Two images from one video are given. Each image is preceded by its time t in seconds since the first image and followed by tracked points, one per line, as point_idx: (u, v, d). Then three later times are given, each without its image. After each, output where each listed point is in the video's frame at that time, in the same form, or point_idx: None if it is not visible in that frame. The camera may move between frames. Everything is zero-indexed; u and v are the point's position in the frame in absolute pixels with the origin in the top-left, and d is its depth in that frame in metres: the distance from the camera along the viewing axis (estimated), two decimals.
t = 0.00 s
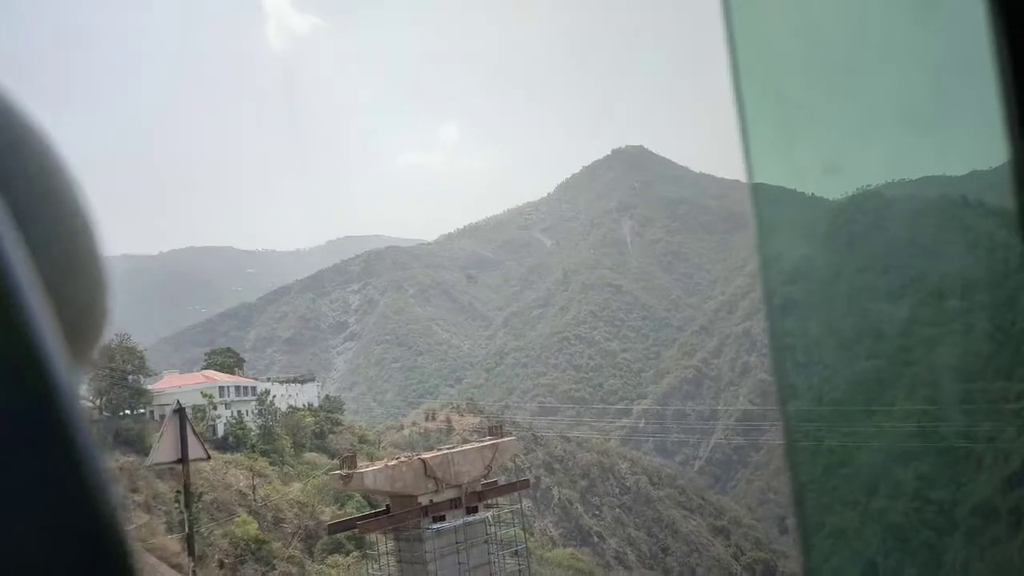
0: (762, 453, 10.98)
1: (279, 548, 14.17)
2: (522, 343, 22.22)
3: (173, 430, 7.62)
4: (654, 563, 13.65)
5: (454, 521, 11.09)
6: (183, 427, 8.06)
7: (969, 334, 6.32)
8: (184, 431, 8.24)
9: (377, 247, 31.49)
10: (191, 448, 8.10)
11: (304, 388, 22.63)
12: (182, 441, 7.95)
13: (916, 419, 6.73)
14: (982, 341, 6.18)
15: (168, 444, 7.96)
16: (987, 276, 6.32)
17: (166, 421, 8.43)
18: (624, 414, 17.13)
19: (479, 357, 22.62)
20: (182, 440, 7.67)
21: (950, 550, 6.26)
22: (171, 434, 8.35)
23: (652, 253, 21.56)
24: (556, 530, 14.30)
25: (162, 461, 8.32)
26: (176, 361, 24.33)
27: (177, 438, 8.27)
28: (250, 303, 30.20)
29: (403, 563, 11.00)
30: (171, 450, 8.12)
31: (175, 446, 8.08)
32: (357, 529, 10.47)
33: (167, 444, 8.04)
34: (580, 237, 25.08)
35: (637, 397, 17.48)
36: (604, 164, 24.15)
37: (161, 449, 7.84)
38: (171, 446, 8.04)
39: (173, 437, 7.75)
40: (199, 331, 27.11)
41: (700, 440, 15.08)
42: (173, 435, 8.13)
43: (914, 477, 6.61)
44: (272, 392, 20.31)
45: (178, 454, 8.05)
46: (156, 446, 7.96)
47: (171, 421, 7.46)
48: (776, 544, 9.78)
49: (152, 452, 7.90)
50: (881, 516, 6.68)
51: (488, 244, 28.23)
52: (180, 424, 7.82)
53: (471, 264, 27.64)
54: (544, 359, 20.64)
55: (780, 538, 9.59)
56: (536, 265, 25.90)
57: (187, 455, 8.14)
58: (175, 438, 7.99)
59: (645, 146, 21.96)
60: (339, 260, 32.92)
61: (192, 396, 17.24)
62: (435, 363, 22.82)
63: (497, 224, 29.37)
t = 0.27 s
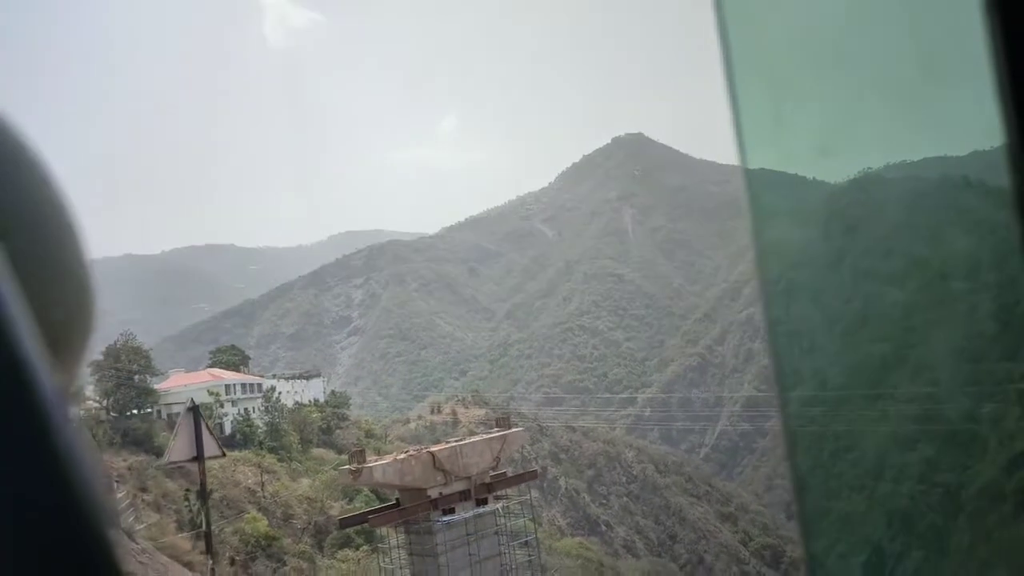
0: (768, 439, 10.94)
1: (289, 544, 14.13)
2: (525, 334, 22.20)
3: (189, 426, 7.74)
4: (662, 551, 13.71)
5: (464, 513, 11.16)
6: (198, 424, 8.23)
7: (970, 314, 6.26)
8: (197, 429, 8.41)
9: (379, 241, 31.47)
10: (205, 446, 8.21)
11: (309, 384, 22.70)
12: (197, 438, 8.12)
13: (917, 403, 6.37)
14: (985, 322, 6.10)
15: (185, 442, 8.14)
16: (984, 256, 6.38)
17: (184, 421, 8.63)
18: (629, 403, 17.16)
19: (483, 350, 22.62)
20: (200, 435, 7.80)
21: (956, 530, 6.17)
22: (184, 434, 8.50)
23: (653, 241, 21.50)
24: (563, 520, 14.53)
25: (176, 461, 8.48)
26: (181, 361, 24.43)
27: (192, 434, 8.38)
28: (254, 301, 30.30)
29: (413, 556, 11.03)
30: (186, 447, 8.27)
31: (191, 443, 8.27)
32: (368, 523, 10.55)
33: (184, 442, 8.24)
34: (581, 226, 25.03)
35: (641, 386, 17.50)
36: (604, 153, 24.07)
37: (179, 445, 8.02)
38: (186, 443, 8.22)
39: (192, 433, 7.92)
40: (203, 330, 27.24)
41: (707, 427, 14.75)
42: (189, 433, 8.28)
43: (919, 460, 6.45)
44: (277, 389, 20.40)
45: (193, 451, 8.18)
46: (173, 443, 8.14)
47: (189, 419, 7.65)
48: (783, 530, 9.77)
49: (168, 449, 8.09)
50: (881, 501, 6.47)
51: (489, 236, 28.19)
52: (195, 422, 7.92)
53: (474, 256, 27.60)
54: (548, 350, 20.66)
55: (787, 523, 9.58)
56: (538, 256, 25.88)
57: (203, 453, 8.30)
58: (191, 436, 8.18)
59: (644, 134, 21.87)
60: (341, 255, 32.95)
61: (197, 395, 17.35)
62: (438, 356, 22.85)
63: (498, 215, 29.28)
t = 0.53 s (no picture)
0: (763, 439, 10.94)
1: (286, 559, 14.04)
2: (518, 341, 22.19)
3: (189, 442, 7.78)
4: (660, 555, 13.70)
5: (462, 522, 11.16)
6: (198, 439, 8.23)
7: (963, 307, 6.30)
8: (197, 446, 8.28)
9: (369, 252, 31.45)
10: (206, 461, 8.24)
11: (303, 397, 22.62)
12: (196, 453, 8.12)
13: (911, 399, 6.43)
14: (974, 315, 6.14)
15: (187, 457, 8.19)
16: (963, 250, 6.43)
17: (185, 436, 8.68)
18: (623, 407, 17.18)
19: (477, 358, 22.60)
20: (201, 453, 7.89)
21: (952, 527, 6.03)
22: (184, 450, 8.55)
23: (643, 245, 21.58)
24: (560, 527, 14.71)
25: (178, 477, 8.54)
26: (172, 377, 24.31)
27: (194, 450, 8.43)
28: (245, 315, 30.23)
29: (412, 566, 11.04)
30: (186, 463, 8.31)
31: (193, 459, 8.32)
32: (366, 535, 10.53)
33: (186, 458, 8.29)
34: (571, 232, 25.10)
35: (635, 390, 17.54)
36: (591, 159, 24.17)
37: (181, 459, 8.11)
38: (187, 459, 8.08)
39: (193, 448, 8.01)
40: (195, 346, 27.14)
41: (701, 430, 14.65)
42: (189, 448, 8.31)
43: (913, 456, 6.45)
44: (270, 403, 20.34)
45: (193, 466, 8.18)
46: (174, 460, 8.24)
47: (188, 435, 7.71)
48: (781, 531, 9.76)
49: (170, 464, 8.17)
50: (877, 498, 6.43)
51: (479, 244, 28.22)
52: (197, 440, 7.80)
53: (464, 265, 27.58)
54: (541, 357, 20.66)
55: (784, 524, 9.57)
56: (528, 262, 25.92)
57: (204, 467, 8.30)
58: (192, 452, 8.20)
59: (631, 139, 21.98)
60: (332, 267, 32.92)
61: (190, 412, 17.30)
62: (432, 366, 22.83)
63: (488, 223, 29.32)
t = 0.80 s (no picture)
0: (760, 434, 10.93)
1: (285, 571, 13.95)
2: (511, 345, 22.17)
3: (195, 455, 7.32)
4: (661, 554, 13.63)
5: (464, 529, 11.11)
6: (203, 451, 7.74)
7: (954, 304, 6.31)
8: (201, 457, 7.99)
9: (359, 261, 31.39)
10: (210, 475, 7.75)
11: (297, 408, 22.50)
12: (201, 465, 7.69)
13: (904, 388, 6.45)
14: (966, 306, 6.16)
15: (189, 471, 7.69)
16: (948, 240, 6.49)
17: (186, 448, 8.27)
18: (619, 407, 17.18)
19: (470, 363, 22.56)
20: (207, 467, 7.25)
21: (949, 517, 5.87)
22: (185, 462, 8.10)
23: (633, 245, 21.63)
24: (560, 530, 14.52)
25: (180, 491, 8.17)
26: (165, 393, 24.14)
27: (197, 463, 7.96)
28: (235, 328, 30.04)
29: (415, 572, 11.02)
30: (191, 477, 7.77)
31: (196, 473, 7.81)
32: (367, 544, 10.46)
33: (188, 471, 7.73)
34: (561, 234, 25.16)
35: (629, 389, 17.54)
36: (579, 161, 24.27)
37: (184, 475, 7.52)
38: (192, 473, 7.77)
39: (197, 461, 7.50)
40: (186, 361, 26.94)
41: (697, 428, 14.70)
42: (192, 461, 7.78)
43: (908, 446, 6.40)
44: (265, 415, 20.23)
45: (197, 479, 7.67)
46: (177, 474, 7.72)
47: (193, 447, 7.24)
48: (780, 525, 9.72)
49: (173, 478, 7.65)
50: (873, 489, 6.38)
51: (469, 249, 28.21)
52: (199, 450, 7.78)
53: (455, 270, 27.55)
54: (535, 360, 20.64)
55: (782, 519, 9.54)
56: (519, 266, 25.94)
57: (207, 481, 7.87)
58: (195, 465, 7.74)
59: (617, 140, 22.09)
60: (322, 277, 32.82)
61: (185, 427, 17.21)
62: (425, 372, 22.78)
63: (477, 229, 29.32)
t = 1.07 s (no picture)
0: (760, 427, 10.98)
1: None
2: (509, 346, 22.17)
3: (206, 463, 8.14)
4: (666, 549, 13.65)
5: (471, 530, 11.15)
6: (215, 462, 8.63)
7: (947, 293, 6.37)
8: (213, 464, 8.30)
9: (354, 266, 31.42)
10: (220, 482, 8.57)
11: (297, 416, 22.49)
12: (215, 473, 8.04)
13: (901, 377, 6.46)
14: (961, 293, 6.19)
15: (199, 481, 8.53)
16: (942, 228, 6.51)
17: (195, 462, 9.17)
18: (619, 404, 17.22)
19: (469, 365, 22.55)
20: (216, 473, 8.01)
21: (952, 503, 5.92)
22: (196, 476, 9.01)
23: (628, 242, 21.71)
24: (565, 529, 14.08)
25: (192, 501, 9.03)
26: (164, 405, 24.08)
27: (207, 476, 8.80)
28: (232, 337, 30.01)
29: None
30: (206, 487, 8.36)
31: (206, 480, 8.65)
32: (374, 549, 10.48)
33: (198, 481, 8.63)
34: (555, 234, 25.23)
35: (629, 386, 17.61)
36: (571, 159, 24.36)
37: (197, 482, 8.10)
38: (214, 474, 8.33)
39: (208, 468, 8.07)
40: (183, 372, 26.89)
41: (698, 422, 14.84)
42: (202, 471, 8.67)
43: (907, 433, 6.40)
44: (265, 423, 20.20)
45: (205, 492, 8.65)
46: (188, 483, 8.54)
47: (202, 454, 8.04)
48: (783, 516, 9.75)
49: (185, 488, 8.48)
50: (873, 477, 6.37)
51: (464, 251, 28.27)
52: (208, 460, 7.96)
53: (450, 272, 27.58)
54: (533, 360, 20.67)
55: (784, 510, 9.60)
56: (514, 266, 25.99)
57: (218, 491, 8.77)
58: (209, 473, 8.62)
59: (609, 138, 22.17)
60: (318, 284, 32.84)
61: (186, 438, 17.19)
62: (424, 376, 22.80)
63: (471, 231, 29.38)
